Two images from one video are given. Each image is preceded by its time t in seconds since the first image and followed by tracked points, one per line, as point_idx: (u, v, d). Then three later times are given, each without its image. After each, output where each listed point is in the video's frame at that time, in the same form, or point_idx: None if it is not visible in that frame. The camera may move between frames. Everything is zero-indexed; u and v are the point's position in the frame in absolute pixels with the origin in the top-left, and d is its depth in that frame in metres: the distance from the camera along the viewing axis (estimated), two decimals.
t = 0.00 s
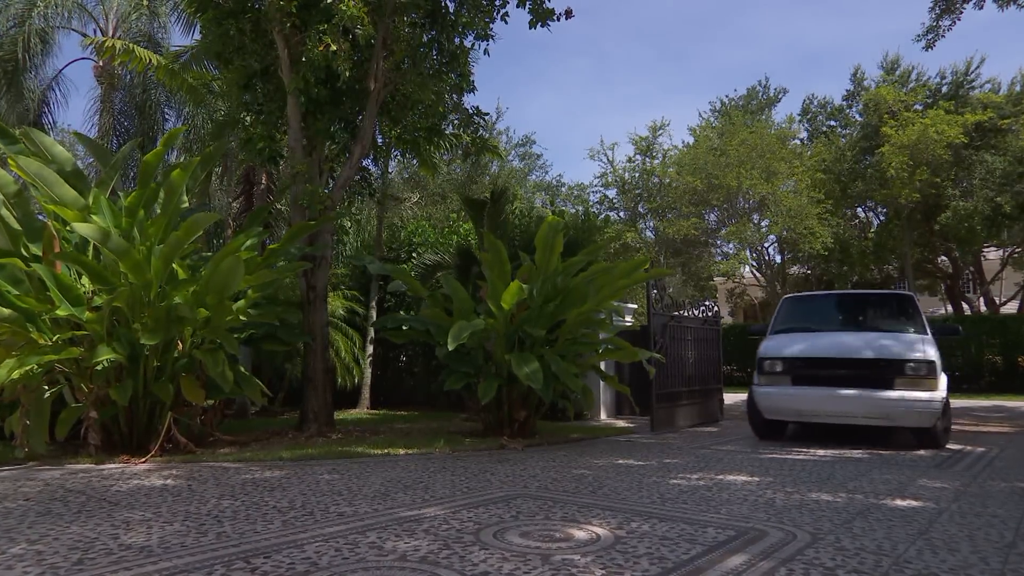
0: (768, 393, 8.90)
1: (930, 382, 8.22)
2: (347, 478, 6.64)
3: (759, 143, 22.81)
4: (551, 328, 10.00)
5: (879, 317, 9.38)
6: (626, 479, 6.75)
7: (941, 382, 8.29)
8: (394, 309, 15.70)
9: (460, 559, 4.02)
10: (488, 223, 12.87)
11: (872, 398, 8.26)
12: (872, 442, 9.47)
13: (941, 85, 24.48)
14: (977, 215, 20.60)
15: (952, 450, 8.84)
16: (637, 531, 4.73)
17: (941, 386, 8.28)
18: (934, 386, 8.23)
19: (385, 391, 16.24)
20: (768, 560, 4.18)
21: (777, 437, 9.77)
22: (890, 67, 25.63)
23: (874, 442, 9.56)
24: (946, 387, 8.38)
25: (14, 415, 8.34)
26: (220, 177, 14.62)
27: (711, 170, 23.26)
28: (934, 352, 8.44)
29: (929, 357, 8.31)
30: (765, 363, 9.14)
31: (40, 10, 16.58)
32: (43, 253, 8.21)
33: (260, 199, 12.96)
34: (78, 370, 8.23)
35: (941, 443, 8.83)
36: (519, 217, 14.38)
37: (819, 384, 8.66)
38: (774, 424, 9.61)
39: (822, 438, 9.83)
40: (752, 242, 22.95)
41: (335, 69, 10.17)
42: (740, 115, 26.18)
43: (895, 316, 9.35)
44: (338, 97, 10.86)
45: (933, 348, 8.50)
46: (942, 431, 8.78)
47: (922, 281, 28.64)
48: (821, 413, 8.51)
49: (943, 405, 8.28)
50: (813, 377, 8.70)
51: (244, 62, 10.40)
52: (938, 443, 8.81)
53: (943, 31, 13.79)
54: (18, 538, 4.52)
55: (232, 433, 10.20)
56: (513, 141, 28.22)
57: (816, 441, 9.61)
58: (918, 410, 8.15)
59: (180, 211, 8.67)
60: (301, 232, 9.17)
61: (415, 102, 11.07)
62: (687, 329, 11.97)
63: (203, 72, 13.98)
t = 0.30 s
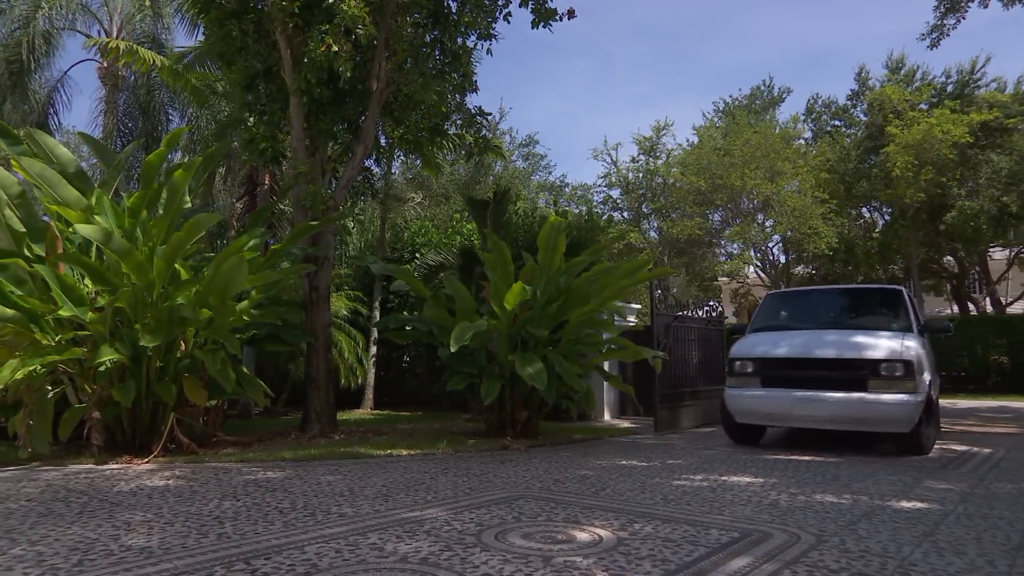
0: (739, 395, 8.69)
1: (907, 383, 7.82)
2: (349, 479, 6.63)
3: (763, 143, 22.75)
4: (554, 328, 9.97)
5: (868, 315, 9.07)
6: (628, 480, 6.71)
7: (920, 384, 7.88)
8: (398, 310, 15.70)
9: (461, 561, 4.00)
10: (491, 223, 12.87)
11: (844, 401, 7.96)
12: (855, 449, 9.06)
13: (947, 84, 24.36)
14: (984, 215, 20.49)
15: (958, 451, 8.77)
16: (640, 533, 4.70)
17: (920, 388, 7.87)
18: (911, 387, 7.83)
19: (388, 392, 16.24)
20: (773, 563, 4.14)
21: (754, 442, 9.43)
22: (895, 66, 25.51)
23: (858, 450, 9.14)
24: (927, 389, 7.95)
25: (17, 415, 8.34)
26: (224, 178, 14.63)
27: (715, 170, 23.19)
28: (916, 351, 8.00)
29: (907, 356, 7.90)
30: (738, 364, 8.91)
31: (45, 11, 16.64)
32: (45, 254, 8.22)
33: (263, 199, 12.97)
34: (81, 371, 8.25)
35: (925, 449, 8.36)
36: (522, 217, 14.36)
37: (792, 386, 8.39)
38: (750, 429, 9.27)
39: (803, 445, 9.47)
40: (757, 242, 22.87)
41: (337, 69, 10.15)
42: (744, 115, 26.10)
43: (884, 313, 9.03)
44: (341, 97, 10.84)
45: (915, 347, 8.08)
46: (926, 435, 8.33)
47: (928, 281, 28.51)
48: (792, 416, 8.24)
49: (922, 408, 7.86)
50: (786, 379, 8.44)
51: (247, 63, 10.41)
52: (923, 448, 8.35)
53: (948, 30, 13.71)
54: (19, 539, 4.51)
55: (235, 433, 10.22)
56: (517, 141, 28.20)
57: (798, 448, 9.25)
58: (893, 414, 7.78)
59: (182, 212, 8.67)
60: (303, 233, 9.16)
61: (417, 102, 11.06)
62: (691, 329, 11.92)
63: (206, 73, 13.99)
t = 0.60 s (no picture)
0: (712, 397, 8.12)
1: (888, 385, 7.24)
2: (360, 480, 6.63)
3: (776, 141, 22.60)
4: (565, 329, 9.92)
5: (859, 311, 8.48)
6: (641, 482, 6.65)
7: (903, 386, 7.29)
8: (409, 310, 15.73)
9: (471, 562, 3.98)
10: (503, 223, 12.87)
11: (821, 404, 7.38)
12: (843, 455, 8.55)
13: (965, 81, 24.04)
14: (1003, 213, 20.18)
15: (977, 454, 8.63)
16: (652, 535, 4.65)
17: (904, 390, 7.29)
18: (893, 390, 7.24)
19: (400, 392, 16.25)
20: (788, 566, 4.08)
21: (736, 446, 8.94)
22: (911, 63, 25.21)
23: (845, 454, 8.62)
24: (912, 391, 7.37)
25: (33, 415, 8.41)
26: (237, 180, 14.72)
27: (728, 170, 23.01)
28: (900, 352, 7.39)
29: (887, 356, 7.29)
30: (711, 364, 8.32)
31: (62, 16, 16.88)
32: (61, 254, 8.30)
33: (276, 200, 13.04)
34: (96, 371, 8.31)
35: (915, 457, 7.81)
36: (534, 217, 14.33)
37: (767, 388, 7.81)
38: (730, 433, 8.77)
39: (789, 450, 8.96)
40: (770, 242, 22.67)
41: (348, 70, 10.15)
42: (758, 113, 25.89)
43: (877, 307, 8.47)
44: (352, 98, 10.87)
45: (900, 345, 7.48)
46: (915, 441, 7.80)
47: (946, 281, 28.14)
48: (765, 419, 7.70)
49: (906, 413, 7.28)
50: (760, 380, 7.86)
51: (259, 64, 10.46)
52: (912, 456, 7.81)
53: (965, 25, 13.53)
54: (33, 538, 4.54)
55: (247, 433, 10.25)
56: (529, 141, 28.15)
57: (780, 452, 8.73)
58: (873, 418, 7.20)
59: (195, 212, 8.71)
60: (315, 233, 9.19)
61: (429, 102, 11.06)
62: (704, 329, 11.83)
63: (219, 75, 14.08)
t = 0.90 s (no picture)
0: (671, 399, 7.75)
1: (852, 387, 6.84)
2: (365, 481, 6.61)
3: (785, 142, 22.47)
4: (572, 329, 9.88)
5: (836, 307, 8.03)
6: (647, 484, 6.59)
7: (869, 388, 6.88)
8: (416, 311, 15.73)
9: (475, 565, 3.95)
10: (509, 222, 12.89)
11: (782, 406, 6.98)
12: (818, 461, 8.10)
13: (976, 79, 23.82)
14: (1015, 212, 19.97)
15: (989, 456, 8.53)
16: (658, 538, 4.60)
17: (870, 392, 6.87)
18: (857, 392, 6.84)
19: (407, 392, 16.25)
20: (796, 570, 4.03)
21: (705, 451, 8.52)
22: (922, 62, 25.01)
23: (823, 459, 8.20)
24: (879, 393, 6.95)
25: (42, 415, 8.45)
26: (245, 181, 14.76)
27: (737, 169, 22.87)
28: (867, 353, 6.96)
29: (853, 356, 6.87)
30: (673, 364, 7.95)
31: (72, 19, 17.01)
32: (69, 255, 8.33)
33: (283, 201, 13.07)
34: (104, 372, 8.33)
35: (887, 464, 7.35)
36: (541, 217, 14.29)
37: (728, 390, 7.44)
38: (699, 438, 8.39)
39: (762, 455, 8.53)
40: (779, 242, 22.52)
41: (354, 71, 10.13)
42: (767, 112, 25.76)
43: (851, 303, 8.01)
44: (359, 99, 10.88)
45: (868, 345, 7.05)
46: (887, 447, 7.35)
47: (957, 281, 27.90)
48: (724, 424, 7.32)
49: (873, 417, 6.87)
50: (721, 382, 7.49)
51: (266, 65, 10.47)
52: (884, 463, 7.35)
53: (977, 23, 13.40)
54: (38, 539, 4.55)
55: (253, 434, 10.26)
56: (536, 141, 28.11)
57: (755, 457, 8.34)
58: (836, 423, 6.79)
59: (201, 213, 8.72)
60: (320, 233, 9.22)
61: (435, 103, 11.04)
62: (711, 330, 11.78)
63: (227, 77, 14.10)
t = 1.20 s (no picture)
0: (626, 401, 7.44)
1: (807, 390, 6.44)
2: (368, 482, 6.57)
3: (794, 141, 22.47)
4: (578, 330, 9.82)
5: (803, 304, 7.52)
6: (653, 486, 6.53)
7: (824, 389, 6.46)
8: (422, 312, 15.71)
9: (477, 568, 3.90)
10: (516, 222, 12.90)
11: (732, 409, 6.62)
12: (785, 467, 7.66)
13: (987, 77, 23.60)
14: None
15: (1001, 459, 8.42)
16: (662, 541, 4.54)
17: (825, 394, 6.46)
18: (812, 394, 6.42)
19: (414, 393, 16.22)
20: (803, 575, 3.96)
21: (668, 456, 8.17)
22: (932, 60, 24.81)
23: (794, 465, 7.77)
24: (836, 396, 6.53)
25: (48, 415, 8.48)
26: (252, 183, 14.79)
27: (745, 169, 22.73)
28: (824, 353, 6.54)
29: (808, 356, 6.46)
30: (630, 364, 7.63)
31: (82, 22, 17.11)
32: (75, 256, 8.34)
33: (289, 202, 13.07)
34: (110, 372, 8.33)
35: (848, 473, 6.88)
36: (547, 218, 14.24)
37: (682, 392, 7.11)
38: (662, 441, 8.01)
39: (739, 458, 8.24)
40: (788, 242, 22.37)
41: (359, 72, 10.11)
42: (775, 112, 25.61)
43: (818, 300, 7.50)
44: (365, 100, 10.88)
45: (827, 345, 6.63)
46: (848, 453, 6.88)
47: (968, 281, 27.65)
48: (676, 427, 6.98)
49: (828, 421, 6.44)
50: (676, 384, 7.17)
51: (272, 66, 10.47)
52: (843, 471, 6.88)
53: (988, 22, 13.27)
54: (40, 540, 4.54)
55: (258, 435, 10.23)
56: (543, 142, 28.05)
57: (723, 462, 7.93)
58: (789, 428, 6.38)
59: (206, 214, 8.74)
60: (325, 234, 9.22)
61: (441, 103, 11.00)
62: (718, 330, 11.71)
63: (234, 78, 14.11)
